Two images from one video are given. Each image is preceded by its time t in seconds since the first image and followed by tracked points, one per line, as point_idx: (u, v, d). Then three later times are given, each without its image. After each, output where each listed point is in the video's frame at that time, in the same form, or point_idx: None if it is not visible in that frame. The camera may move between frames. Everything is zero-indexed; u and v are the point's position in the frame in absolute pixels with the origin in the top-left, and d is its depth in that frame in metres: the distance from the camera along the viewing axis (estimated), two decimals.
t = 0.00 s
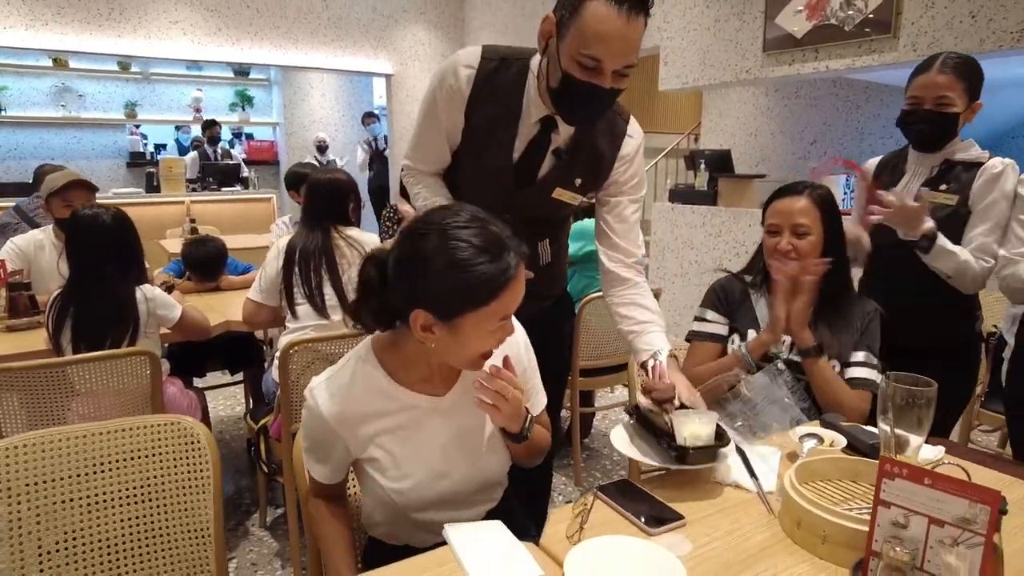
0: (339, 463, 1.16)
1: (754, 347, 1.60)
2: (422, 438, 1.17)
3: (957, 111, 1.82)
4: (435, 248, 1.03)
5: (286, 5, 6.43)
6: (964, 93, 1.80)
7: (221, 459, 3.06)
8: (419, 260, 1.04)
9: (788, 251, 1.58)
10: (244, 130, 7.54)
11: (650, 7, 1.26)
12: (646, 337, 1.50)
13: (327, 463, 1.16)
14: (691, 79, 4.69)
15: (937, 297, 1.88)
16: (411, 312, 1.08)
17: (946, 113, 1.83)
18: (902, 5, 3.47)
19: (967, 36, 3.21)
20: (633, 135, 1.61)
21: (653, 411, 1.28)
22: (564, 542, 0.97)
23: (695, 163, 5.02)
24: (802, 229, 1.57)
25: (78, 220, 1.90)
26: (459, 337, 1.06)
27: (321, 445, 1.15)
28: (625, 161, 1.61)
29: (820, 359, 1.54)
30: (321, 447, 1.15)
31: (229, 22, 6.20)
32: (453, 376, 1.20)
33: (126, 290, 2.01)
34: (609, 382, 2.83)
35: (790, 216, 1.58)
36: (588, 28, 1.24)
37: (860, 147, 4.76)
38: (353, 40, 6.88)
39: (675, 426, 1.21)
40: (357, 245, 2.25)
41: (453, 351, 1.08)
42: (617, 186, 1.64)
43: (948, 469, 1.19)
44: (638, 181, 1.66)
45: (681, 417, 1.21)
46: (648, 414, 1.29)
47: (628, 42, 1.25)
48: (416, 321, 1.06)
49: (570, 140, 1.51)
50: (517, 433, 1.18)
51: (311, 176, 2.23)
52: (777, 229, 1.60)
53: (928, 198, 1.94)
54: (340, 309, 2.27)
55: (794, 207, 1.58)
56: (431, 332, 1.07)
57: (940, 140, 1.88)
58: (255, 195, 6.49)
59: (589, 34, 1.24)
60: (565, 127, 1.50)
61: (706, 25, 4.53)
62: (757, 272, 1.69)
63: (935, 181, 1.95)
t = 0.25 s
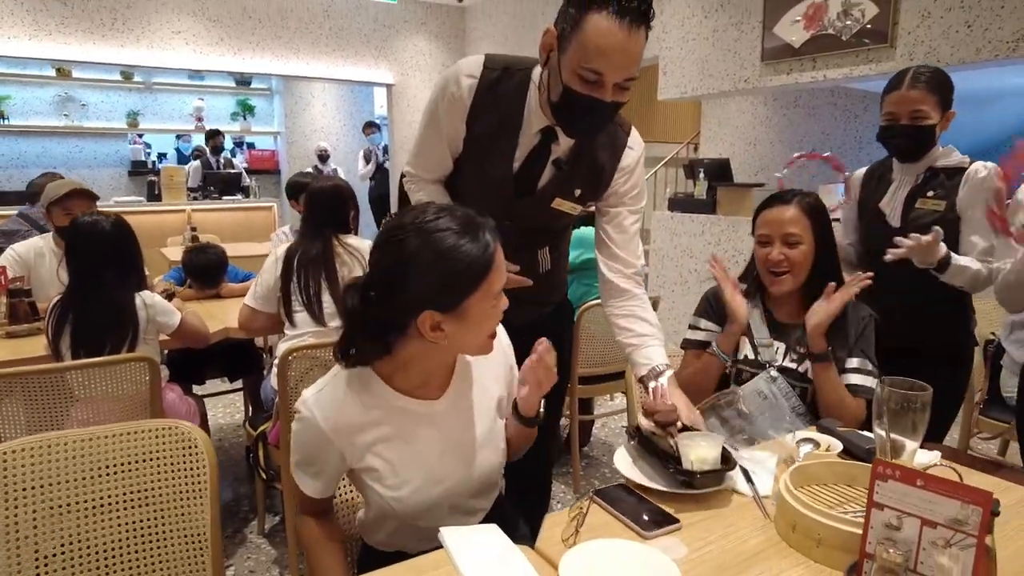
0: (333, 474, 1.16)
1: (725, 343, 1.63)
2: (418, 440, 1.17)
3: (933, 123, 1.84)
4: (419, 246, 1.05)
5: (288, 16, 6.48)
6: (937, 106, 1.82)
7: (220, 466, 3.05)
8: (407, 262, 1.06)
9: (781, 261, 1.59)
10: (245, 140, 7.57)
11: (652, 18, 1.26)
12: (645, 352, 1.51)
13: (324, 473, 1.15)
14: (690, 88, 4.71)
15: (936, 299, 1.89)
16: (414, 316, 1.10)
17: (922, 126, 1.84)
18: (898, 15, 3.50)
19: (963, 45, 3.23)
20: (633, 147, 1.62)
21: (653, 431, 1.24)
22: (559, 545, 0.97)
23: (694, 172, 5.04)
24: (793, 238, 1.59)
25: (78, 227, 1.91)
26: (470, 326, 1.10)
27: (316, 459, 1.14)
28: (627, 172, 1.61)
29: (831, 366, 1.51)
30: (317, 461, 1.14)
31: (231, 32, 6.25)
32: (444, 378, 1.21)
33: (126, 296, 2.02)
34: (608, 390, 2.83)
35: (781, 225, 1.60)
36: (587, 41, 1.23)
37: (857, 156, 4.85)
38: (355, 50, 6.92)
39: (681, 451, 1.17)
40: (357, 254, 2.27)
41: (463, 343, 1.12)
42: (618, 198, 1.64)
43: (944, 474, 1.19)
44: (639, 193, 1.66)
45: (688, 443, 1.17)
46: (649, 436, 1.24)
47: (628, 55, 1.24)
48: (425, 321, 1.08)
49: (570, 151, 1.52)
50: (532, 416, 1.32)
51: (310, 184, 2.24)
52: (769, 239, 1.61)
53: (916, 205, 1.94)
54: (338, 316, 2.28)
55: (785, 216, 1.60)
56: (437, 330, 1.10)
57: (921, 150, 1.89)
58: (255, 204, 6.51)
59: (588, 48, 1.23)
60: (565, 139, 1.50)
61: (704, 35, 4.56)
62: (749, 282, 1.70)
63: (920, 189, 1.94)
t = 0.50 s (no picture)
0: (323, 476, 1.15)
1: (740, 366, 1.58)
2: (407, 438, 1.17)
3: (931, 129, 1.85)
4: (411, 240, 1.06)
5: (289, 28, 6.53)
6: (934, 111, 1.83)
7: (217, 475, 3.04)
8: (398, 256, 1.07)
9: (775, 268, 1.60)
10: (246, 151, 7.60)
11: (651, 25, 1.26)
12: (642, 359, 1.48)
13: (314, 475, 1.13)
14: (688, 99, 4.74)
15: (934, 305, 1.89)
16: (408, 310, 1.09)
17: (919, 131, 1.85)
18: (894, 26, 3.52)
19: (959, 56, 3.25)
20: (632, 155, 1.62)
21: (653, 437, 1.21)
22: (553, 547, 0.96)
23: (693, 182, 5.05)
24: (786, 245, 1.59)
25: (76, 233, 1.92)
26: (465, 320, 1.10)
27: (306, 462, 1.13)
28: (626, 180, 1.61)
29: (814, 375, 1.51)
30: (306, 462, 1.13)
31: (232, 44, 6.29)
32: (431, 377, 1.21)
33: (124, 303, 2.03)
34: (607, 398, 2.82)
35: (775, 232, 1.59)
36: (586, 49, 1.24)
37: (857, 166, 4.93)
38: (356, 62, 6.97)
39: (683, 457, 1.15)
40: (355, 260, 2.26)
41: (457, 338, 1.12)
42: (617, 205, 1.64)
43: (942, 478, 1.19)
44: (638, 201, 1.66)
45: (687, 447, 1.16)
46: (650, 443, 1.21)
47: (626, 62, 1.25)
48: (418, 313, 1.08)
49: (569, 158, 1.52)
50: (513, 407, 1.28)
51: (307, 194, 2.22)
52: (762, 246, 1.62)
53: (913, 209, 1.96)
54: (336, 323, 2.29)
55: (777, 223, 1.59)
56: (431, 324, 1.10)
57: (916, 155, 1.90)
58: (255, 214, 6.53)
59: (586, 54, 1.24)
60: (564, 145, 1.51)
61: (702, 46, 4.60)
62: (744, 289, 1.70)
63: (917, 194, 1.97)
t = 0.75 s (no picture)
0: (310, 474, 1.14)
1: (717, 351, 1.61)
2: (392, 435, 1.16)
3: (933, 130, 1.84)
4: (392, 235, 1.08)
5: (290, 41, 6.58)
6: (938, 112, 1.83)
7: (211, 486, 3.01)
8: (379, 251, 1.09)
9: (772, 271, 1.58)
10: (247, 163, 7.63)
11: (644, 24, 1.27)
12: (632, 362, 1.48)
13: (301, 473, 1.12)
14: (685, 111, 4.77)
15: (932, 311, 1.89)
16: (385, 305, 1.11)
17: (921, 132, 1.84)
18: (890, 37, 3.54)
19: (954, 66, 3.27)
20: (627, 157, 1.63)
21: (648, 443, 1.17)
22: (542, 549, 0.95)
23: (691, 193, 5.06)
24: (785, 248, 1.58)
25: (71, 239, 1.92)
26: (436, 321, 1.10)
27: (294, 459, 1.12)
28: (620, 182, 1.62)
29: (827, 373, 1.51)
30: (293, 460, 1.12)
31: (233, 57, 6.34)
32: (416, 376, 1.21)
33: (119, 309, 2.02)
34: (605, 408, 2.80)
35: (774, 235, 1.58)
36: (579, 47, 1.24)
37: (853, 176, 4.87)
38: (356, 76, 7.01)
39: (679, 464, 1.11)
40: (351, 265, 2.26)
41: (431, 338, 1.11)
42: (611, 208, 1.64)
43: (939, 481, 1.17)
44: (633, 204, 1.67)
45: (684, 454, 1.12)
46: (644, 450, 1.17)
47: (620, 60, 1.25)
48: (392, 307, 1.09)
49: (564, 159, 1.53)
50: (498, 410, 1.26)
51: (302, 201, 2.21)
52: (760, 248, 1.60)
53: (918, 215, 1.92)
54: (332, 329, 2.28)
55: (777, 225, 1.59)
56: (405, 319, 1.11)
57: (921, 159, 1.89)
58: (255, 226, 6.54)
59: (580, 51, 1.24)
60: (559, 147, 1.52)
61: (700, 59, 4.63)
62: (742, 292, 1.68)
63: (922, 199, 1.92)
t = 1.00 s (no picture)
0: (309, 464, 1.15)
1: (732, 374, 1.57)
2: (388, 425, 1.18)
3: (949, 136, 1.84)
4: (391, 223, 1.13)
5: (291, 52, 6.63)
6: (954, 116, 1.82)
7: (209, 492, 3.00)
8: (378, 239, 1.14)
9: (777, 274, 1.59)
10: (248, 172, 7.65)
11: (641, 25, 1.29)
12: (621, 358, 1.47)
13: (299, 464, 1.13)
14: (684, 119, 4.79)
15: (931, 316, 1.88)
16: (380, 293, 1.14)
17: (938, 138, 1.84)
18: (887, 45, 3.56)
19: (951, 74, 3.28)
20: (626, 158, 1.63)
21: (653, 449, 1.14)
22: (539, 546, 0.95)
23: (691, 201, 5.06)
24: (794, 254, 1.58)
25: (72, 243, 1.91)
26: (427, 312, 1.13)
27: (293, 450, 1.13)
28: (619, 183, 1.62)
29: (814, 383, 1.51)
30: (291, 450, 1.13)
31: (234, 67, 6.38)
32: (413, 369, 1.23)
33: (118, 313, 2.03)
34: (604, 414, 2.79)
35: (783, 240, 1.58)
36: (574, 47, 1.25)
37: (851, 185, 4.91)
38: (356, 85, 7.05)
39: (690, 470, 1.07)
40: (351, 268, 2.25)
41: (426, 328, 1.14)
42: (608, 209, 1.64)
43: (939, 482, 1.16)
44: (631, 205, 1.67)
45: (693, 456, 1.08)
46: (647, 456, 1.14)
47: (616, 60, 1.26)
48: (385, 294, 1.13)
49: (562, 161, 1.54)
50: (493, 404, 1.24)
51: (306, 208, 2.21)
52: (769, 251, 1.60)
53: (930, 221, 1.92)
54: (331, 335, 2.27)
55: (786, 228, 1.59)
56: (399, 306, 1.14)
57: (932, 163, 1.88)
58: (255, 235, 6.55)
59: (574, 50, 1.25)
60: (557, 149, 1.53)
61: (698, 67, 4.66)
62: (736, 293, 1.69)
63: (933, 206, 1.93)
